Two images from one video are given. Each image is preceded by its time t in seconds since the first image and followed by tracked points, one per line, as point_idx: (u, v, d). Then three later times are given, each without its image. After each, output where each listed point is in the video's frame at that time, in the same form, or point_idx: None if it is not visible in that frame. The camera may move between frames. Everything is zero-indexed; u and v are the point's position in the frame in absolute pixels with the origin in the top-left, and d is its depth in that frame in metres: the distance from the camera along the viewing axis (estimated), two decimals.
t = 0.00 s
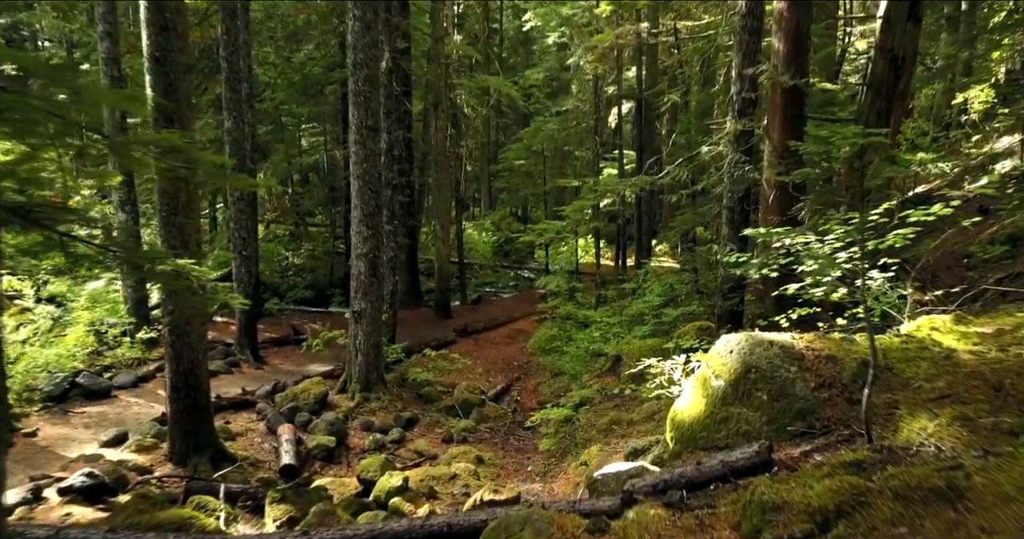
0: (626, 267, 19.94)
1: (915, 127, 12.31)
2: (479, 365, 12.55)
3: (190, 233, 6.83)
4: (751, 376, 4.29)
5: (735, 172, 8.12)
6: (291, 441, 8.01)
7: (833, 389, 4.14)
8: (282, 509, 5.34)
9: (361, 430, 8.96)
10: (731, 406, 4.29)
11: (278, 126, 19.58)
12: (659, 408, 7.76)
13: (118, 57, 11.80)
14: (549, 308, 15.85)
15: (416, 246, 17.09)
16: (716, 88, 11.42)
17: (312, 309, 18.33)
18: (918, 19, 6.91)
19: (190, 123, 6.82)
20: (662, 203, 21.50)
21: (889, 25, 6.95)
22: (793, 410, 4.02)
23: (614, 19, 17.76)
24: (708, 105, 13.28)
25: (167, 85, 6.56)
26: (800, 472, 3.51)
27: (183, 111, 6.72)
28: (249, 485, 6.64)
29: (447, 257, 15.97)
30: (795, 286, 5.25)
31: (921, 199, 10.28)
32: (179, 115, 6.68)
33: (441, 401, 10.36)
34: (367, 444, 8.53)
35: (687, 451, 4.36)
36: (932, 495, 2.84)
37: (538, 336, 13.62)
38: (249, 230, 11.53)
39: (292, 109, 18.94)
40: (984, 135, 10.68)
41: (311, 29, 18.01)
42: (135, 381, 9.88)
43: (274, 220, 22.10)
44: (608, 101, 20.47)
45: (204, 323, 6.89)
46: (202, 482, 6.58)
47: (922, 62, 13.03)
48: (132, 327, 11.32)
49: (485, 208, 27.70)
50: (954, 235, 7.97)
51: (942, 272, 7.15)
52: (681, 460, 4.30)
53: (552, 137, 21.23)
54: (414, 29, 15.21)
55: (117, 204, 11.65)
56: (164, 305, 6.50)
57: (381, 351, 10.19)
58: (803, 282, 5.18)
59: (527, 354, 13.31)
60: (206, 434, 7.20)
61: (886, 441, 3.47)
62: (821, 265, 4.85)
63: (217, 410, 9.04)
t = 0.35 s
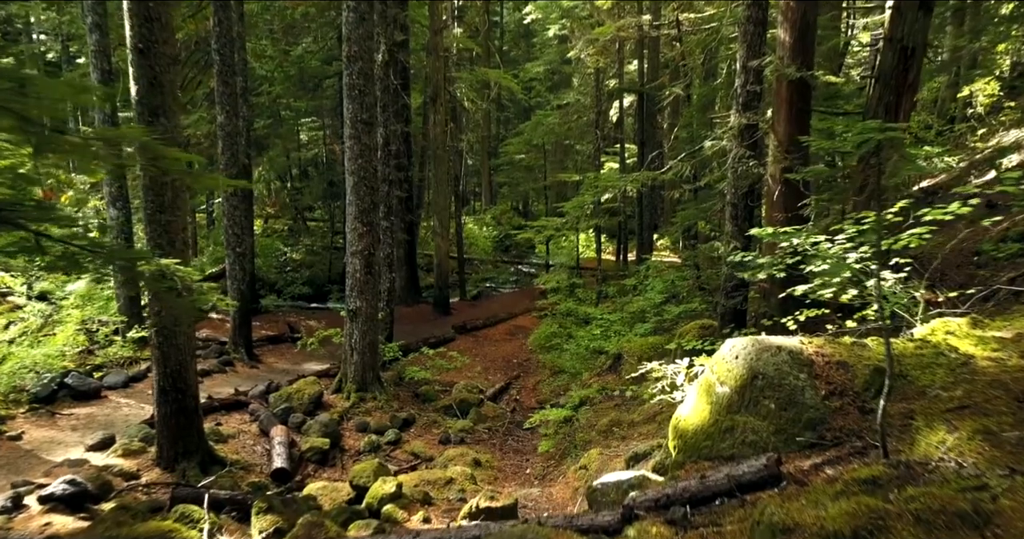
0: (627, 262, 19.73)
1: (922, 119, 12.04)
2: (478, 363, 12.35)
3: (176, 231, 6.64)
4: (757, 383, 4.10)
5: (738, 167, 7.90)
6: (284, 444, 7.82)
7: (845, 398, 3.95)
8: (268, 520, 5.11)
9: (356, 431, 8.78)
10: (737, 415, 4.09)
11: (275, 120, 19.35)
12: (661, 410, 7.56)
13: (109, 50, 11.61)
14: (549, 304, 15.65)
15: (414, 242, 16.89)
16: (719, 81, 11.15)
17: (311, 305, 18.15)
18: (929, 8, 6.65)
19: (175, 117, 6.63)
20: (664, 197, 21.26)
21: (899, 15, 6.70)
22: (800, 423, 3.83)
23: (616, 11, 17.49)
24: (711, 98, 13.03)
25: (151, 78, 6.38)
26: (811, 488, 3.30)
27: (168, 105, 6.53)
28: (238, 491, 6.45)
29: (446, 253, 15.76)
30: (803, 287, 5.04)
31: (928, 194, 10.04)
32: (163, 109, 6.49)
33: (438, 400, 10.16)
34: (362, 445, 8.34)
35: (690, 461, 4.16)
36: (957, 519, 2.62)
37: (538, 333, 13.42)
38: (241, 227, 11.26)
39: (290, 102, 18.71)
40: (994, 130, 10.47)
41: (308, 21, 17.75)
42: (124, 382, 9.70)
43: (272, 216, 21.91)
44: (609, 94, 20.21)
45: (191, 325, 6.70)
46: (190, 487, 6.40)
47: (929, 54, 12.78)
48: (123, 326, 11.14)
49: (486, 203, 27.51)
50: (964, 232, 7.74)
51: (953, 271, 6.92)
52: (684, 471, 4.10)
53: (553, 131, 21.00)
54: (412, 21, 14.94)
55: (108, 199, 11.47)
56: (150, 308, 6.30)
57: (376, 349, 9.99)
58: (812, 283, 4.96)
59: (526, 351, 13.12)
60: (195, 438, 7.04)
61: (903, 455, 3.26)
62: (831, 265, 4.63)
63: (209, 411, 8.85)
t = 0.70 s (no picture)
0: (629, 262, 19.50)
1: (928, 117, 11.80)
2: (476, 365, 12.13)
3: (163, 233, 6.42)
4: (767, 397, 3.88)
5: (744, 167, 7.65)
6: (276, 450, 7.60)
7: (861, 413, 3.73)
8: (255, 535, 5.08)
9: (351, 436, 8.56)
10: (745, 430, 3.86)
11: (272, 116, 19.10)
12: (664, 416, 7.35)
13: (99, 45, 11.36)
14: (549, 304, 15.42)
15: (413, 240, 16.67)
16: (722, 78, 10.89)
17: (308, 304, 17.94)
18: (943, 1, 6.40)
19: (162, 114, 6.39)
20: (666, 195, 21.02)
21: (912, 9, 6.45)
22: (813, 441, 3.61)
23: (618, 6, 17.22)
24: (715, 95, 12.78)
25: (136, 73, 6.15)
26: (828, 513, 3.09)
27: (153, 101, 6.29)
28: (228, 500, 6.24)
29: (445, 252, 15.53)
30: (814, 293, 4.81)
31: (938, 193, 9.79)
32: (149, 106, 6.25)
33: (436, 404, 9.94)
34: (357, 451, 8.12)
35: (695, 478, 3.93)
36: None
37: (538, 334, 13.20)
38: (235, 227, 10.97)
39: (287, 98, 18.46)
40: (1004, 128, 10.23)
41: (305, 16, 17.49)
42: (116, 385, 9.47)
43: (270, 213, 21.69)
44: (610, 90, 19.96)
45: (179, 329, 6.49)
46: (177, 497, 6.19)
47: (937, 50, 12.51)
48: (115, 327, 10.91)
49: (486, 200, 27.27)
50: (977, 234, 7.49)
51: (967, 274, 6.69)
52: (689, 489, 3.89)
53: (553, 128, 20.75)
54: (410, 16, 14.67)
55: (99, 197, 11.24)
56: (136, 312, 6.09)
57: (372, 352, 9.77)
58: (824, 289, 4.72)
59: (526, 353, 12.90)
60: (183, 446, 6.82)
61: (926, 479, 3.05)
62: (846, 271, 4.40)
63: (200, 415, 8.63)
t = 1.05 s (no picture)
0: (629, 263, 19.29)
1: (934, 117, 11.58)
2: (474, 370, 11.90)
3: (147, 237, 6.19)
4: (776, 415, 3.64)
5: (748, 168, 7.41)
6: (265, 461, 7.37)
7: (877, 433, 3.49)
8: None
9: (344, 445, 8.34)
10: (753, 450, 3.62)
11: (269, 116, 18.86)
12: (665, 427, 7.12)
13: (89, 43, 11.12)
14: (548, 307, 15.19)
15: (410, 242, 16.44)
16: (725, 77, 10.66)
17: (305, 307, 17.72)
18: None
19: (146, 113, 6.14)
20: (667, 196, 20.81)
21: (924, 5, 6.21)
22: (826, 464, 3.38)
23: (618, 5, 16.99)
24: (717, 95, 12.55)
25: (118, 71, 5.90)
26: None
27: (137, 100, 6.04)
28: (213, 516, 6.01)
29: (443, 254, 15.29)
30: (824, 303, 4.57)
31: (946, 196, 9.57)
32: (132, 104, 6.00)
33: (432, 411, 9.71)
34: (350, 461, 7.89)
35: (700, 502, 3.70)
36: None
37: (537, 338, 12.97)
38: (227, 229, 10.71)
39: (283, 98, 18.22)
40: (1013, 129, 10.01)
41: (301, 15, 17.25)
42: (103, 391, 9.23)
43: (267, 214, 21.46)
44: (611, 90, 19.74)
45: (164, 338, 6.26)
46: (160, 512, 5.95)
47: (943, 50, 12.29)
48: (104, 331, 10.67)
49: (486, 201, 27.04)
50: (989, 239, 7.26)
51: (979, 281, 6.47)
52: (693, 513, 3.64)
53: (553, 128, 20.53)
54: (408, 15, 14.44)
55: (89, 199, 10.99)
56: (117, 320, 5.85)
57: (366, 358, 9.54)
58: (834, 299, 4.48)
59: (524, 358, 12.68)
60: (168, 458, 6.58)
61: (951, 510, 2.82)
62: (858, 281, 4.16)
63: (188, 424, 8.40)
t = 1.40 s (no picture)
0: (629, 265, 19.08)
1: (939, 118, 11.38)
2: (472, 375, 11.70)
3: (130, 242, 5.98)
4: (785, 434, 3.44)
5: (752, 171, 7.21)
6: (255, 471, 7.16)
7: (893, 455, 3.29)
8: None
9: (337, 453, 8.14)
10: (761, 472, 3.42)
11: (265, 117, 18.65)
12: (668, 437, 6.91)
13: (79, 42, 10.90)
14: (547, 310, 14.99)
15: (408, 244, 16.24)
16: (728, 77, 10.44)
17: (302, 309, 17.51)
18: None
19: (130, 114, 5.94)
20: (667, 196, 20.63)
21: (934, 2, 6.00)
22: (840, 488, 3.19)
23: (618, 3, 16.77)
24: (718, 95, 12.33)
25: (100, 70, 5.68)
26: None
27: (120, 100, 5.83)
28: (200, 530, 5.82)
29: (440, 256, 15.08)
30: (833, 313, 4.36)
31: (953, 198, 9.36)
32: (114, 105, 5.79)
33: (428, 418, 9.51)
34: (343, 470, 7.69)
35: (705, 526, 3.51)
36: None
37: (535, 342, 12.77)
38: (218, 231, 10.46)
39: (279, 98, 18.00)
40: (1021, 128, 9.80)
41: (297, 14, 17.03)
42: (91, 397, 9.02)
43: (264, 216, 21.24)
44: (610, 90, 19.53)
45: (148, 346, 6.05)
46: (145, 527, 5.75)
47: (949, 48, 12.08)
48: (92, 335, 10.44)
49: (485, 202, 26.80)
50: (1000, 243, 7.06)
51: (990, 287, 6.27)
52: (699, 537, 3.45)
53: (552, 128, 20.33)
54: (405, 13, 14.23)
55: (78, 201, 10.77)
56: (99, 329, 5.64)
57: (360, 364, 9.34)
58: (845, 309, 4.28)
59: (523, 362, 12.47)
60: (154, 469, 6.37)
61: None
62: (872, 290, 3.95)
63: (178, 432, 8.19)
